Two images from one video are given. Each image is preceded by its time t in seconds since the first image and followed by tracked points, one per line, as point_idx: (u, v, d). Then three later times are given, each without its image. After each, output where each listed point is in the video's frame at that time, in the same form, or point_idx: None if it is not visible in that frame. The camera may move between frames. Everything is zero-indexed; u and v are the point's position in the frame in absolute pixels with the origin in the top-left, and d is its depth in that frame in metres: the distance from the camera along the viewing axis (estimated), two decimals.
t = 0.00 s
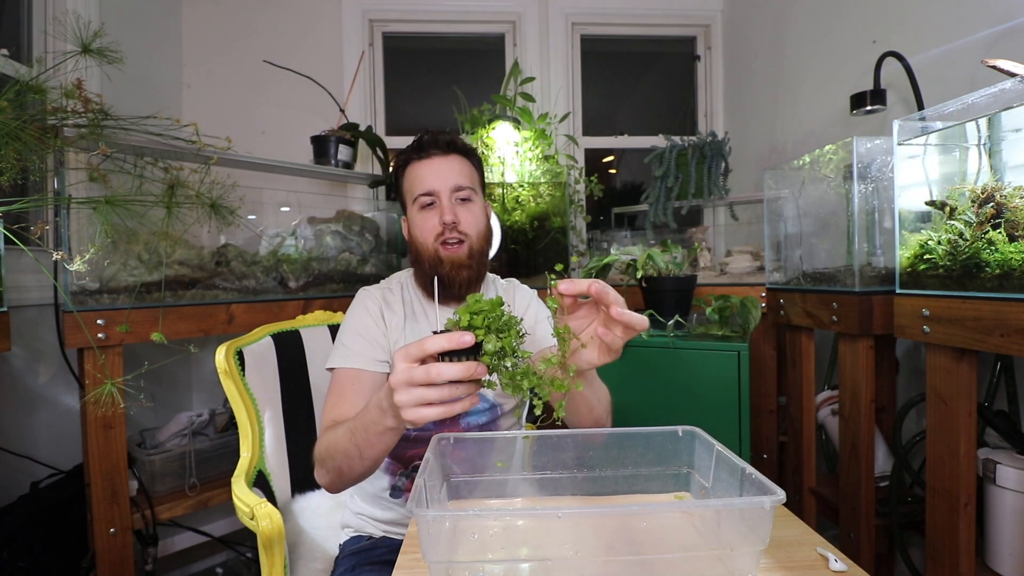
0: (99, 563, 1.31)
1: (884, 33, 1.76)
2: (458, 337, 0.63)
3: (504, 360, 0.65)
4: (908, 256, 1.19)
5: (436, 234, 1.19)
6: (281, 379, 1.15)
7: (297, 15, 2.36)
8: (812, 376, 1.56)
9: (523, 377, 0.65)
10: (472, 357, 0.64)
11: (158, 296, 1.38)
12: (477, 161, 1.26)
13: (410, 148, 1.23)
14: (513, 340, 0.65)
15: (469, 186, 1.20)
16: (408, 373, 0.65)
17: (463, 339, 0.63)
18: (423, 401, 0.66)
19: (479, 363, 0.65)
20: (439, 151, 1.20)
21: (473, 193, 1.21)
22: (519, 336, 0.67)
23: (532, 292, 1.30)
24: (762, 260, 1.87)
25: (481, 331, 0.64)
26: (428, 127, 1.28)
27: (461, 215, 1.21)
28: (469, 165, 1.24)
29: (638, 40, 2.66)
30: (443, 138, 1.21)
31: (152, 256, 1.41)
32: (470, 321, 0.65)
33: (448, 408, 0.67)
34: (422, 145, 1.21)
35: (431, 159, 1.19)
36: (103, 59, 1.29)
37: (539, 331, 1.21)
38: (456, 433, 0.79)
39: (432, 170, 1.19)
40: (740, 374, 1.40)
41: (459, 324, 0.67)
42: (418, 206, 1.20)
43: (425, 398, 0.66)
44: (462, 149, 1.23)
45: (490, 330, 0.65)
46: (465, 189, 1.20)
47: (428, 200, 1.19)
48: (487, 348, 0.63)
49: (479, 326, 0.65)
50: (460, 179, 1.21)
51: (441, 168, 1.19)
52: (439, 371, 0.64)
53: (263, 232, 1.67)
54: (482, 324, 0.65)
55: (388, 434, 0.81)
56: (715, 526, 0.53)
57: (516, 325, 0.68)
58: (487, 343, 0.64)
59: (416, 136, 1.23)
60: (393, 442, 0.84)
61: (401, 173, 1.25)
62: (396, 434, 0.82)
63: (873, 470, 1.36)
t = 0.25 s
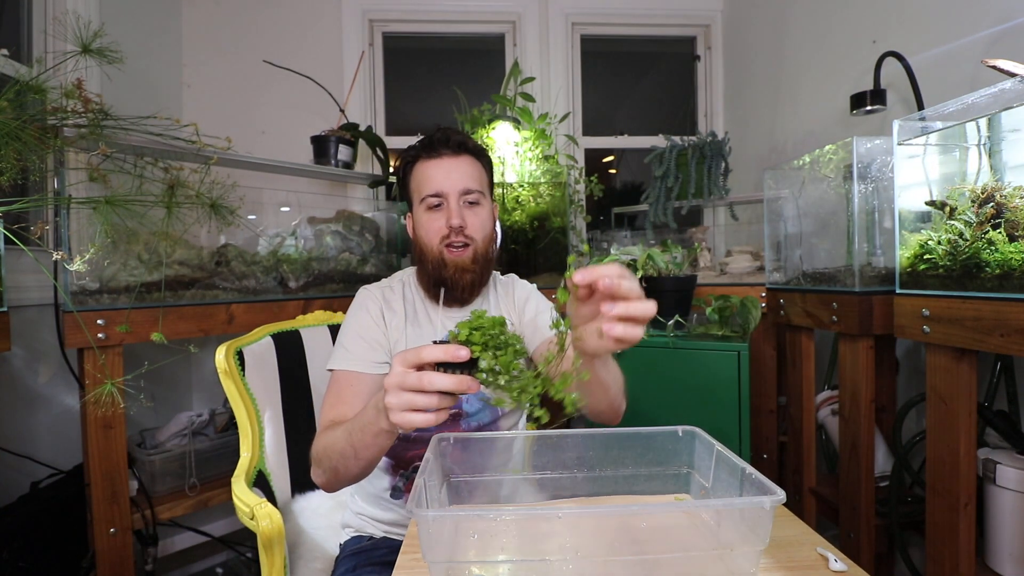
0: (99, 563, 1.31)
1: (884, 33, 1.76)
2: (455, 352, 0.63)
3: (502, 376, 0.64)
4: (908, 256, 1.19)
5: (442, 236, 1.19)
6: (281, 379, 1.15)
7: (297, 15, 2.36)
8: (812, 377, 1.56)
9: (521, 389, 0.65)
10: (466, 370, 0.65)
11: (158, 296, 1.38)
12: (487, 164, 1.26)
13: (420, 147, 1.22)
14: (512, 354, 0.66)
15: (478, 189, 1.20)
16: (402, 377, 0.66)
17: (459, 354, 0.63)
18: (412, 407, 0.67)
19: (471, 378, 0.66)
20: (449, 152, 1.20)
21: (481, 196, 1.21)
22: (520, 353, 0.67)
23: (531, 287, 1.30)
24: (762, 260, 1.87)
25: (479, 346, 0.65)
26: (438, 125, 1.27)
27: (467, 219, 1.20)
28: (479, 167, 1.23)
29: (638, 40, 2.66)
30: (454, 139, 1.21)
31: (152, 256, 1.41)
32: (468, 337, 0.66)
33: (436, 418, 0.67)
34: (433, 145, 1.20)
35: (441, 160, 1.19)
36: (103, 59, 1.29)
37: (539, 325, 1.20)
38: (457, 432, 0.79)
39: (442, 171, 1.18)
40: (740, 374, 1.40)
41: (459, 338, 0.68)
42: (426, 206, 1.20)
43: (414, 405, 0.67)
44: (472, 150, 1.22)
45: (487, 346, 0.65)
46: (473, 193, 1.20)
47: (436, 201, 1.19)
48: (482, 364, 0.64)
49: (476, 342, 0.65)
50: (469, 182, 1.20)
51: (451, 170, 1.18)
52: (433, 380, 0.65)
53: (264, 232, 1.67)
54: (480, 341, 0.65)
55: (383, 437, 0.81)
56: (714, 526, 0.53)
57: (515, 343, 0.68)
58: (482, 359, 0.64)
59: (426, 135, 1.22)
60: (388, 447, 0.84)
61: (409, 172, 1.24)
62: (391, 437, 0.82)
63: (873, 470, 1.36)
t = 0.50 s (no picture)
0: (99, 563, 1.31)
1: (883, 33, 1.76)
2: (458, 352, 0.65)
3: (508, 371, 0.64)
4: (908, 256, 1.19)
5: (441, 236, 1.19)
6: (281, 380, 1.15)
7: (297, 15, 2.36)
8: (812, 377, 1.56)
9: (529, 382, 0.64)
10: (469, 367, 0.65)
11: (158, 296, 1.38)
12: (489, 166, 1.26)
13: (422, 146, 1.22)
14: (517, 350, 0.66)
15: (480, 192, 1.20)
16: (405, 377, 0.67)
17: (464, 355, 0.65)
18: (415, 407, 0.68)
19: (478, 376, 0.67)
20: (452, 152, 1.20)
21: (482, 199, 1.21)
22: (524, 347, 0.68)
23: (526, 285, 1.31)
24: (762, 260, 1.87)
25: (484, 345, 0.65)
26: (442, 124, 1.27)
27: (467, 221, 1.20)
28: (481, 169, 1.23)
29: (637, 40, 2.66)
30: (458, 139, 1.21)
31: (152, 256, 1.41)
32: (473, 335, 0.65)
33: (438, 419, 0.68)
34: (436, 144, 1.20)
35: (444, 160, 1.19)
36: (103, 59, 1.29)
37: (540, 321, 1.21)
38: (456, 432, 0.79)
39: (443, 171, 1.18)
40: (740, 375, 1.40)
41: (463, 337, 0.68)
42: (426, 206, 1.20)
43: (418, 404, 0.67)
44: (476, 152, 1.22)
45: (492, 344, 0.65)
46: (474, 195, 1.20)
47: (436, 202, 1.19)
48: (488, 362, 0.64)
49: (481, 340, 0.65)
50: (471, 184, 1.20)
51: (453, 171, 1.18)
52: (438, 378, 0.65)
53: (264, 232, 1.67)
54: (485, 338, 0.65)
55: (382, 438, 0.81)
56: (714, 525, 0.53)
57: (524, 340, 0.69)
58: (487, 357, 0.64)
59: (430, 134, 1.22)
60: (386, 448, 0.84)
61: (410, 171, 1.24)
62: (391, 439, 0.82)
63: (873, 470, 1.36)
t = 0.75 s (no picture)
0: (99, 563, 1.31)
1: (884, 33, 1.76)
2: (445, 365, 0.64)
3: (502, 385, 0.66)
4: (908, 256, 1.19)
5: (438, 237, 1.20)
6: (281, 379, 1.15)
7: (297, 15, 2.36)
8: (812, 377, 1.56)
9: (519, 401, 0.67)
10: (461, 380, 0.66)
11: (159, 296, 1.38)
12: (491, 168, 1.26)
13: (425, 145, 1.22)
14: (506, 363, 0.67)
15: (480, 194, 1.20)
16: (390, 386, 0.66)
17: (452, 368, 0.64)
18: (398, 416, 0.67)
19: (467, 388, 0.66)
20: (455, 153, 1.20)
21: (482, 202, 1.21)
22: (514, 357, 0.69)
23: (530, 291, 1.30)
24: (762, 260, 1.87)
25: (471, 357, 0.66)
26: (447, 125, 1.27)
27: (466, 223, 1.21)
28: (484, 172, 1.23)
29: (637, 40, 2.66)
30: (461, 140, 1.21)
31: (152, 256, 1.41)
32: (461, 348, 0.66)
33: (420, 428, 0.67)
34: (440, 144, 1.20)
35: (447, 160, 1.19)
36: (103, 59, 1.29)
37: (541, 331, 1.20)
38: (455, 432, 0.79)
39: (445, 172, 1.18)
40: (740, 375, 1.40)
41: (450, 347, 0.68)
42: (426, 205, 1.20)
43: (401, 413, 0.67)
44: (479, 154, 1.23)
45: (480, 357, 0.66)
46: (474, 198, 1.20)
47: (436, 202, 1.19)
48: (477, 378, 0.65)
49: (468, 354, 0.66)
50: (472, 186, 1.20)
51: (455, 172, 1.18)
52: (425, 389, 0.64)
53: (264, 232, 1.67)
54: (472, 351, 0.66)
55: (365, 441, 0.82)
56: (714, 525, 0.53)
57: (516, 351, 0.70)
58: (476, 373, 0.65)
59: (433, 134, 1.22)
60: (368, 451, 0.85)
61: (412, 168, 1.24)
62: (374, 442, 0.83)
63: (873, 470, 1.36)
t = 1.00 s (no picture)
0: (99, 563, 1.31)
1: (883, 33, 1.76)
2: (443, 346, 0.61)
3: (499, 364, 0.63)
4: (908, 256, 1.19)
5: (446, 232, 1.19)
6: (281, 379, 1.15)
7: (297, 15, 2.36)
8: (812, 377, 1.56)
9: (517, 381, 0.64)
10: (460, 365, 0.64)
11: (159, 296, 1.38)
12: (503, 173, 1.27)
13: (441, 141, 1.22)
14: (504, 343, 0.62)
15: (491, 196, 1.21)
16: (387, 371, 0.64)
17: (449, 349, 0.61)
18: (397, 402, 0.65)
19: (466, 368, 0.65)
20: (471, 153, 1.20)
21: (492, 203, 1.22)
22: (510, 336, 0.64)
23: (533, 296, 1.30)
24: (762, 260, 1.87)
25: (469, 340, 0.61)
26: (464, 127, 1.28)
27: (475, 221, 1.21)
28: (496, 175, 1.24)
29: (637, 40, 2.66)
30: (477, 142, 1.22)
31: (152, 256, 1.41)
32: (458, 328, 0.62)
33: (420, 413, 0.65)
34: (457, 142, 1.21)
35: (463, 157, 1.19)
36: (103, 59, 1.29)
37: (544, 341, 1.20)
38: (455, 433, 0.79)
39: (459, 168, 1.18)
40: (740, 375, 1.40)
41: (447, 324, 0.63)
42: (436, 199, 1.19)
43: (400, 399, 0.64)
44: (493, 157, 1.23)
45: (478, 337, 0.61)
46: (485, 198, 1.21)
47: (447, 197, 1.18)
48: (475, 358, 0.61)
49: (467, 334, 0.61)
50: (484, 186, 1.21)
51: (469, 170, 1.18)
52: (424, 373, 0.62)
53: (264, 232, 1.67)
54: (470, 332, 0.61)
55: (364, 430, 0.80)
56: (714, 525, 0.53)
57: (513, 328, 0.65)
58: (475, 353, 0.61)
59: (451, 132, 1.22)
60: (367, 441, 0.84)
61: (424, 163, 1.23)
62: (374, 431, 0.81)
63: (873, 470, 1.36)
